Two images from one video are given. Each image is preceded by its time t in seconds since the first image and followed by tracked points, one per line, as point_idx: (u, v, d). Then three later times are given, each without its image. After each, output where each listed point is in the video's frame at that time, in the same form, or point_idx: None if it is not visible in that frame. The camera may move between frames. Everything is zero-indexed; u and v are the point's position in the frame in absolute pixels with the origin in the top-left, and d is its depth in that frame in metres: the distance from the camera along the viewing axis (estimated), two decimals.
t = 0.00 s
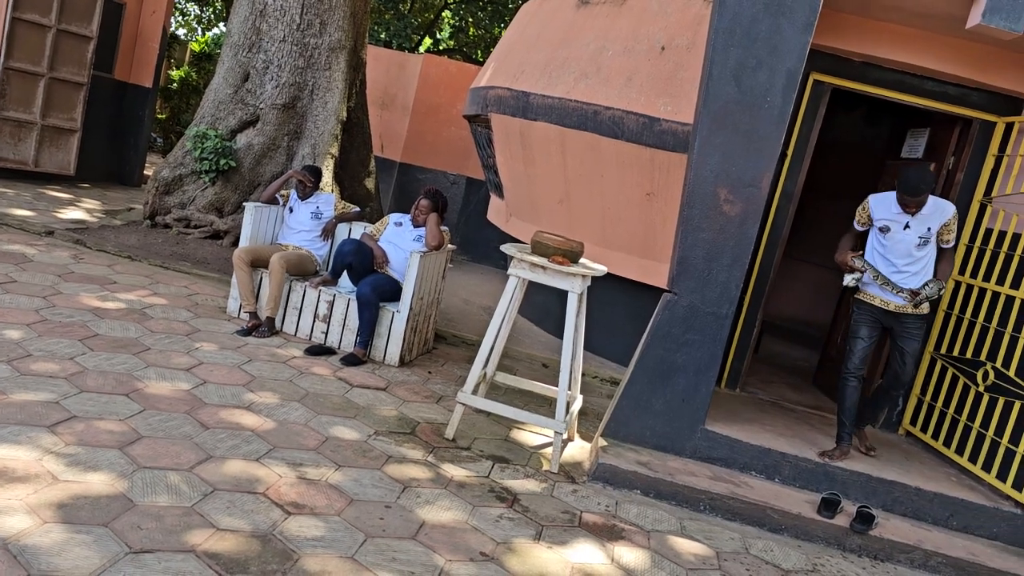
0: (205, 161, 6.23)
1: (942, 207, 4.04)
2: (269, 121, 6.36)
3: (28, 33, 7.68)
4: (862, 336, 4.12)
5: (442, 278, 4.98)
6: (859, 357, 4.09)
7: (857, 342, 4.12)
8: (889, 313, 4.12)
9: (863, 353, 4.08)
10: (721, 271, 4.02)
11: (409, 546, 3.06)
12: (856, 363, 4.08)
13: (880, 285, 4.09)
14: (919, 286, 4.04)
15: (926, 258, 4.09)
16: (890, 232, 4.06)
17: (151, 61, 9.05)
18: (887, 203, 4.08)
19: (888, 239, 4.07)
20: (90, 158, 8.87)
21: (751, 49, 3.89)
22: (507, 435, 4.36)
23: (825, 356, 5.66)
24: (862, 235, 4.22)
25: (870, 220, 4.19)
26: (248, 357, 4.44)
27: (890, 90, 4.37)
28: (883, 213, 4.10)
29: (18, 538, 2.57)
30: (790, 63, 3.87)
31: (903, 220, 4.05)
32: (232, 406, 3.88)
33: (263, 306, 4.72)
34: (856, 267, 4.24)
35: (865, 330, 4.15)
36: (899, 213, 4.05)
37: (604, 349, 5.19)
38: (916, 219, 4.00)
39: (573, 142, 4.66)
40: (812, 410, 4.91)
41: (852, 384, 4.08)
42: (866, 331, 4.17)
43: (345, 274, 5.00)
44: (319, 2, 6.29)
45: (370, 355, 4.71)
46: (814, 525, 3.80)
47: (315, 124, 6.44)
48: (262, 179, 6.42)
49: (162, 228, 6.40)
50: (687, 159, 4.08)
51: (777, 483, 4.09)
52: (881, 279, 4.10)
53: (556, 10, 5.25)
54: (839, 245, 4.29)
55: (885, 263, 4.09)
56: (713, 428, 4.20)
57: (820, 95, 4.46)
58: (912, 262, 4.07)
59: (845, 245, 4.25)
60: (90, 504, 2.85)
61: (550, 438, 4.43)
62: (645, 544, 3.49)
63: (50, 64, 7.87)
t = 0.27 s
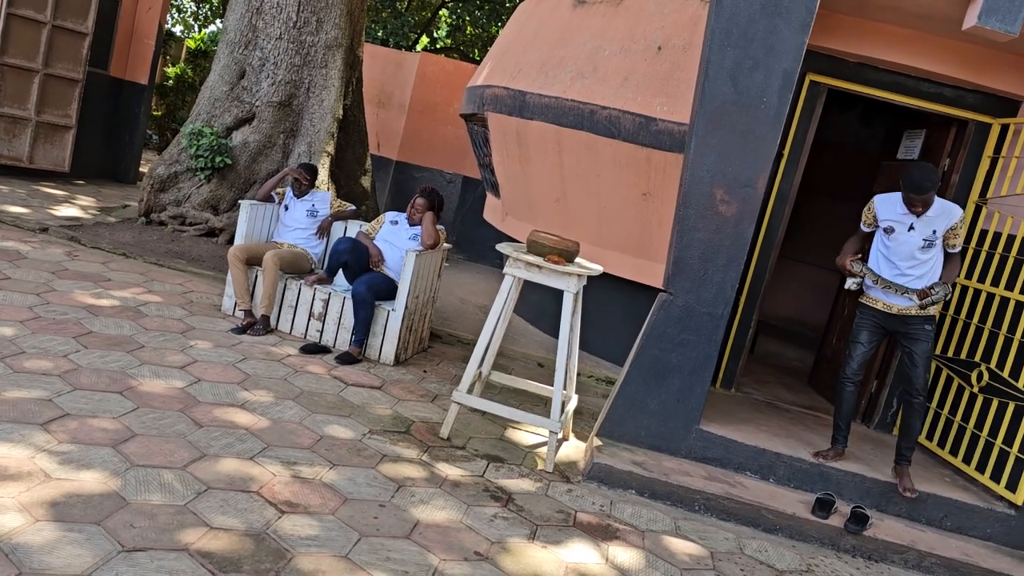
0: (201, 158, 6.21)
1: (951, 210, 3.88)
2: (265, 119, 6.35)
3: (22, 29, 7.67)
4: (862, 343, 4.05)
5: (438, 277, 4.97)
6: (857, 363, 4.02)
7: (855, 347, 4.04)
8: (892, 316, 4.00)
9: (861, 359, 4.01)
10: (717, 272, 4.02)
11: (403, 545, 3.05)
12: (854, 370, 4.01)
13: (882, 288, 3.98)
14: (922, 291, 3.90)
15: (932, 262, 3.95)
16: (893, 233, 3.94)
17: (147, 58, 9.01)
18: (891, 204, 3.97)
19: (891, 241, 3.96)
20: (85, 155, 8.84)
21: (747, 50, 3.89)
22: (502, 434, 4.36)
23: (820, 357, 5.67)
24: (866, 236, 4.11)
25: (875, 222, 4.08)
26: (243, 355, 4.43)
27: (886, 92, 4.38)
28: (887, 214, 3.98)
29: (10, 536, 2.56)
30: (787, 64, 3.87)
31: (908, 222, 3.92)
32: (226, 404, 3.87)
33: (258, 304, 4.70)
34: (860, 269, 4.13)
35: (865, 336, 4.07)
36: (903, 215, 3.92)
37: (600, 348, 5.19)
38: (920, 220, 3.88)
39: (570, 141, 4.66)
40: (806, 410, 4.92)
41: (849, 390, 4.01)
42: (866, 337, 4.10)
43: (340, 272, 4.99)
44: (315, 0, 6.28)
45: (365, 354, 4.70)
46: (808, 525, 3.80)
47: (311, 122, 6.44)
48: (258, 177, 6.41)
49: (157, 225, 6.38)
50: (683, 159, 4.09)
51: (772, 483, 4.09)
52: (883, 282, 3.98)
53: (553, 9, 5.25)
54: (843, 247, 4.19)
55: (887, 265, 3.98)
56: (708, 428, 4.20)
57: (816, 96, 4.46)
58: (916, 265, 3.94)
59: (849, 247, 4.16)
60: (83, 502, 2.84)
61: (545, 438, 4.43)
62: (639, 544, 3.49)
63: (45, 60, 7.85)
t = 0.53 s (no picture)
0: (199, 158, 6.21)
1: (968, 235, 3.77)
2: (264, 118, 6.34)
3: (21, 27, 7.68)
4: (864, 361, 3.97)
5: (436, 277, 4.97)
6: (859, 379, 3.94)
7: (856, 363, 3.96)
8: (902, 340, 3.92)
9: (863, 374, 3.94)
10: (715, 273, 4.03)
11: (401, 545, 3.05)
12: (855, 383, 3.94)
13: (892, 310, 3.92)
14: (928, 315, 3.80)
15: (947, 287, 3.84)
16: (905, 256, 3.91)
17: (146, 56, 8.98)
18: (907, 226, 3.93)
19: (904, 263, 3.91)
20: (83, 154, 8.83)
21: (746, 51, 3.90)
22: (500, 435, 4.35)
23: (818, 359, 5.67)
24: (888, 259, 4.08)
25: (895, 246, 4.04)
26: (241, 355, 4.42)
27: (886, 94, 4.38)
28: (902, 237, 3.94)
29: (7, 535, 2.55)
30: (786, 65, 3.88)
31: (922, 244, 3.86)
32: (224, 403, 3.87)
33: (256, 304, 4.70)
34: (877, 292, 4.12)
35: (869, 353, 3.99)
36: (918, 237, 3.87)
37: (598, 349, 5.19)
38: (931, 242, 3.81)
39: (568, 141, 4.66)
40: (804, 412, 4.92)
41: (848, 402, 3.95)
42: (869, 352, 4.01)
43: (338, 272, 4.98)
44: None
45: (363, 354, 4.69)
46: (806, 527, 3.80)
47: (310, 122, 6.43)
48: (256, 176, 6.40)
49: (155, 224, 6.37)
50: (682, 160, 4.09)
51: (769, 485, 4.09)
52: (892, 303, 3.94)
53: (553, 9, 5.24)
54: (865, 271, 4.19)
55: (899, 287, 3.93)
56: (706, 429, 4.20)
57: (815, 98, 4.46)
58: (926, 289, 3.85)
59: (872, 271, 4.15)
60: (81, 501, 2.84)
61: (542, 438, 4.43)
62: (637, 544, 3.49)
63: (44, 58, 7.84)
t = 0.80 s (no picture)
0: (199, 157, 6.21)
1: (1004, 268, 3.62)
2: (264, 118, 6.34)
3: (20, 26, 7.67)
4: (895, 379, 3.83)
5: (436, 278, 4.96)
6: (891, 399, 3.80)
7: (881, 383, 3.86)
8: (924, 364, 3.84)
9: (894, 391, 3.80)
10: (714, 275, 4.03)
11: (399, 546, 3.05)
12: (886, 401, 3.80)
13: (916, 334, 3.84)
14: (949, 339, 3.66)
15: (975, 318, 3.70)
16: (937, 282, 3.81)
17: (146, 56, 8.97)
18: (944, 253, 3.84)
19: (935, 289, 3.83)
20: (83, 153, 8.82)
21: (746, 54, 3.90)
22: (499, 436, 4.35)
23: (818, 361, 5.67)
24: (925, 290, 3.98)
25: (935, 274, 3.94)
26: (240, 355, 4.42)
27: (885, 97, 4.38)
28: (938, 263, 3.86)
29: (5, 535, 2.55)
30: (785, 68, 3.88)
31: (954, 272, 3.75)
32: (223, 404, 3.86)
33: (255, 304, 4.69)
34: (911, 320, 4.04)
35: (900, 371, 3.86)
36: (951, 264, 3.77)
37: (596, 351, 5.19)
38: (965, 270, 3.70)
39: (568, 143, 4.65)
40: (804, 414, 4.92)
41: (873, 418, 3.83)
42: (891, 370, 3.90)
43: (338, 272, 4.98)
44: None
45: (362, 355, 4.69)
46: (804, 529, 3.80)
47: (310, 122, 6.43)
48: (256, 176, 6.40)
49: (154, 224, 6.36)
50: (682, 162, 4.09)
51: (768, 487, 4.09)
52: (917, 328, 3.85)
53: (553, 11, 5.24)
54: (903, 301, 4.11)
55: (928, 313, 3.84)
56: (705, 431, 4.20)
57: (814, 101, 4.46)
58: (953, 317, 3.74)
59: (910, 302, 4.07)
60: (79, 500, 2.84)
61: (541, 440, 4.42)
62: (635, 546, 3.49)
63: (43, 57, 7.84)
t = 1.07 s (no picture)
0: (198, 158, 6.21)
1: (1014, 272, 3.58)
2: (263, 119, 6.35)
3: (20, 27, 7.68)
4: (896, 394, 3.84)
5: (434, 279, 4.96)
6: (894, 415, 3.78)
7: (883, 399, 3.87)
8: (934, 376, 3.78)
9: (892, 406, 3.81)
10: (713, 278, 4.03)
11: (397, 548, 3.05)
12: (886, 417, 3.80)
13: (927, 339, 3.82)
14: (955, 337, 3.60)
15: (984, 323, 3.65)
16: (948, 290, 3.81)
17: (146, 56, 8.98)
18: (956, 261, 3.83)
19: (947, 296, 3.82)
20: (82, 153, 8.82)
21: (745, 56, 3.90)
22: (496, 437, 4.35)
23: (816, 363, 5.67)
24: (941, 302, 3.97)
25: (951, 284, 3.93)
26: (238, 356, 4.42)
27: (885, 100, 4.38)
28: (950, 271, 3.86)
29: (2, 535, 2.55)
30: (784, 71, 3.88)
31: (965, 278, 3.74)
32: (221, 405, 3.86)
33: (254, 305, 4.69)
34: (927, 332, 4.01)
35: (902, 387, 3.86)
36: (962, 270, 3.77)
37: (595, 353, 5.19)
38: (973, 274, 3.69)
39: (568, 145, 4.66)
40: (802, 417, 4.92)
41: (884, 439, 3.80)
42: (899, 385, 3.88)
43: (336, 274, 4.98)
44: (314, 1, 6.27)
45: (360, 356, 4.69)
46: (802, 532, 3.80)
47: (309, 123, 6.43)
48: (255, 177, 6.40)
49: (153, 225, 6.36)
50: (681, 165, 4.09)
51: (766, 489, 4.09)
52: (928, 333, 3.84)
53: (553, 13, 5.25)
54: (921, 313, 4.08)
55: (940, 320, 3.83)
56: (703, 433, 4.20)
57: (813, 103, 4.46)
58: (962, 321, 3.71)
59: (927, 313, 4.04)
60: (76, 501, 2.83)
61: (539, 441, 4.42)
62: (633, 548, 3.49)
63: (43, 58, 7.84)
